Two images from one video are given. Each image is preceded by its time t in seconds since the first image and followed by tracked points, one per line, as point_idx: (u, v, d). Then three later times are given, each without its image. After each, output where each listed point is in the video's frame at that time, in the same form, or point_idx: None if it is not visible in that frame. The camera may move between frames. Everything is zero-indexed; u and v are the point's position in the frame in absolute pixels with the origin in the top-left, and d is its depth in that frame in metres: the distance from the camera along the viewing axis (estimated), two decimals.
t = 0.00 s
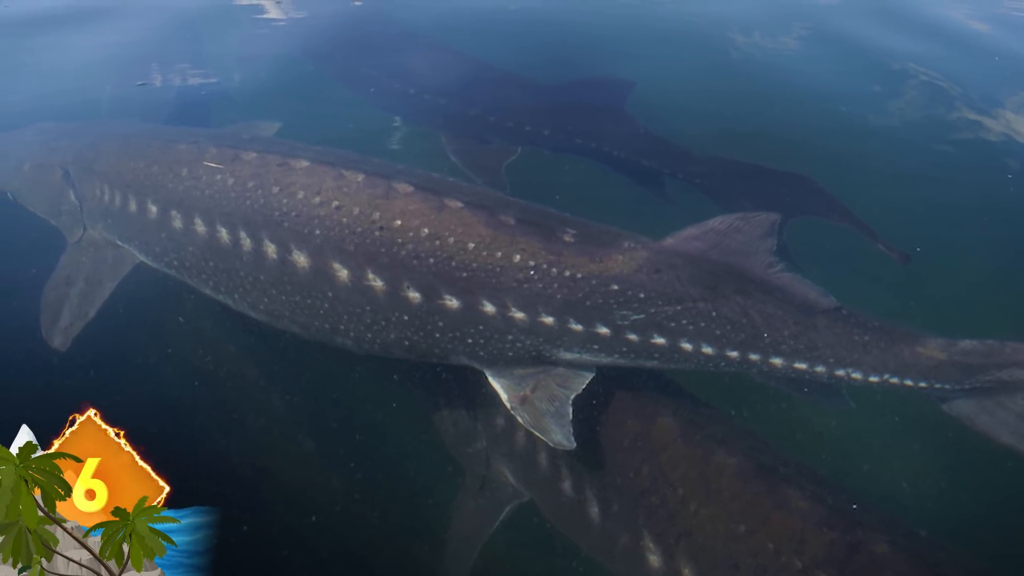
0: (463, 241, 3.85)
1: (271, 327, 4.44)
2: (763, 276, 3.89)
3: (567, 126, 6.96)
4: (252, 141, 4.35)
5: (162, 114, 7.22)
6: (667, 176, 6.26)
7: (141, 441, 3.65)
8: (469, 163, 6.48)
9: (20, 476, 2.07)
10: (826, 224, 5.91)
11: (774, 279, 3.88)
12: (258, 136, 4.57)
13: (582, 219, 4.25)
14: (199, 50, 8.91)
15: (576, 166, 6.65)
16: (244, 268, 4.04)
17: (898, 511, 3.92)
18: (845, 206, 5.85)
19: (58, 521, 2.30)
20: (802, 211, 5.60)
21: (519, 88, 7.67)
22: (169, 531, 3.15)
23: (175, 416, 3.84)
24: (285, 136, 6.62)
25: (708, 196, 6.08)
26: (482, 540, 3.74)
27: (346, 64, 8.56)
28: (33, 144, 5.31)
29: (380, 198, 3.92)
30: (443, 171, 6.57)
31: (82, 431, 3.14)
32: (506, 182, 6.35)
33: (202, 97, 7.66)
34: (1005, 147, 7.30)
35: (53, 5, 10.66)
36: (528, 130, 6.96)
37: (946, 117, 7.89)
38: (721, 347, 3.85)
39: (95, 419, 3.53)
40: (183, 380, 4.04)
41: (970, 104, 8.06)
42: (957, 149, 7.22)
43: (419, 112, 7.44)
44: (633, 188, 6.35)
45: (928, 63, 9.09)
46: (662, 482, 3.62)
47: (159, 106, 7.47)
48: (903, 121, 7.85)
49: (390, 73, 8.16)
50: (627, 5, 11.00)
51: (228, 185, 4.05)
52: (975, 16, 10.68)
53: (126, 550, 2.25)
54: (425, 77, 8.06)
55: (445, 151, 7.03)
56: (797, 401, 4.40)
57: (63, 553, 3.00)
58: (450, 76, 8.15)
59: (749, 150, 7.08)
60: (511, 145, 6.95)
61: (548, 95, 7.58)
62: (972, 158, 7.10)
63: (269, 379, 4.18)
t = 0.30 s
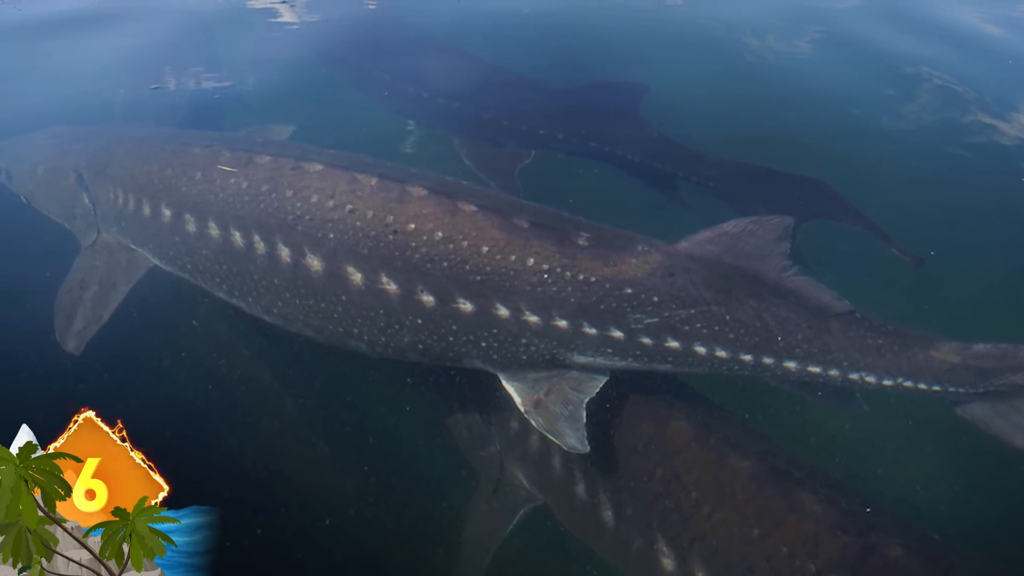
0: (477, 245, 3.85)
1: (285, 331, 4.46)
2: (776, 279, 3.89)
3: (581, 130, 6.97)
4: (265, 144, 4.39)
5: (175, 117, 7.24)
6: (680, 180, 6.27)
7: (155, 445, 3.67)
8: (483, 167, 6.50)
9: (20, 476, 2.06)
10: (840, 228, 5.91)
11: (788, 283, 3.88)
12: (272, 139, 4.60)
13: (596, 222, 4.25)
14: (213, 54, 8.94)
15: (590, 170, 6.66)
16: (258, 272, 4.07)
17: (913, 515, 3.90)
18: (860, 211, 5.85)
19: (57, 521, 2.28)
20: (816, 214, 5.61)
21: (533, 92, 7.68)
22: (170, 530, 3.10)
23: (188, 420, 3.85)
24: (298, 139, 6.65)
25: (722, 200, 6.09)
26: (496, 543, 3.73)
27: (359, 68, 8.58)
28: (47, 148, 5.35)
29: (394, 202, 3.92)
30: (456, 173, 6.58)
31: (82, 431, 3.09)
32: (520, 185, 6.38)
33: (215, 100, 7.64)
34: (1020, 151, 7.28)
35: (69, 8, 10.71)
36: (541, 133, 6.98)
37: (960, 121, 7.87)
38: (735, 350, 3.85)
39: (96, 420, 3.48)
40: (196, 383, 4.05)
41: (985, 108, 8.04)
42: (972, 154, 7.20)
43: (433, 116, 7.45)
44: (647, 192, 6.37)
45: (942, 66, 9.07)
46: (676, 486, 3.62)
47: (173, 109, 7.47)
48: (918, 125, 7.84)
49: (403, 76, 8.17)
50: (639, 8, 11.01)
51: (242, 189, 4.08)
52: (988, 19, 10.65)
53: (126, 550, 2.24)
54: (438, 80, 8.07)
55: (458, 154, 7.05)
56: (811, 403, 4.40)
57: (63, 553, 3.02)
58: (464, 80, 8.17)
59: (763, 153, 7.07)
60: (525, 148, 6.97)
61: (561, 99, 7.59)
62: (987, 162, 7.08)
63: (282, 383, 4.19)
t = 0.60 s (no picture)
0: (491, 249, 3.85)
1: (300, 335, 4.48)
2: (790, 283, 3.88)
3: (594, 133, 6.99)
4: (278, 148, 4.42)
5: (188, 121, 7.27)
6: (694, 183, 6.28)
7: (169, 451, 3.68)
8: (497, 171, 6.53)
9: (20, 476, 2.04)
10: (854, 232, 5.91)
11: (802, 287, 3.86)
12: (285, 143, 4.62)
13: (609, 225, 4.24)
14: (226, 57, 8.97)
15: (604, 174, 6.71)
16: (272, 275, 4.08)
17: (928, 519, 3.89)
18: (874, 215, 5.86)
19: (58, 520, 2.26)
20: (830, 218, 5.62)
21: (546, 95, 7.68)
22: (170, 530, 3.09)
23: (202, 424, 3.87)
24: (311, 143, 6.66)
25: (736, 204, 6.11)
26: (510, 547, 3.73)
27: (372, 71, 8.59)
28: (61, 153, 5.39)
29: (407, 205, 3.92)
30: (470, 177, 6.63)
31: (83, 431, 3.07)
32: (534, 189, 6.42)
33: (229, 104, 7.69)
34: None
35: (83, 11, 10.74)
36: (555, 137, 7.00)
37: (974, 124, 7.87)
38: (749, 354, 3.85)
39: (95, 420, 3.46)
40: (210, 388, 4.07)
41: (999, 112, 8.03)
42: (987, 158, 7.20)
43: (446, 119, 7.47)
44: (660, 196, 6.41)
45: (956, 69, 9.06)
46: (689, 489, 3.61)
47: (186, 112, 7.50)
48: (931, 129, 7.84)
49: (417, 80, 8.16)
50: (652, 12, 11.01)
51: (257, 193, 4.10)
52: (1002, 23, 10.59)
53: (126, 550, 2.22)
54: (451, 83, 8.08)
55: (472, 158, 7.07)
56: (824, 407, 4.41)
57: (63, 553, 3.07)
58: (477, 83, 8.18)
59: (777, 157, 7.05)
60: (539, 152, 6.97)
61: (575, 102, 7.59)
62: (1002, 166, 7.08)
63: (296, 387, 4.20)
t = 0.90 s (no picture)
0: (505, 252, 3.85)
1: (313, 338, 4.50)
2: (804, 286, 3.89)
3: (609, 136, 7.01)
4: (292, 151, 4.44)
5: (202, 124, 7.32)
6: (708, 187, 6.31)
7: (183, 455, 3.70)
8: (512, 174, 6.57)
9: (21, 476, 2.06)
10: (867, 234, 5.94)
11: (816, 290, 3.87)
12: (298, 146, 4.65)
13: (623, 229, 4.24)
14: (240, 60, 9.02)
15: (618, 177, 6.75)
16: (286, 279, 4.13)
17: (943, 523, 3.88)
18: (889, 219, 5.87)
19: (58, 520, 2.28)
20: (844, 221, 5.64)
21: (560, 98, 7.70)
22: (170, 530, 3.08)
23: (216, 428, 3.89)
24: (325, 147, 6.69)
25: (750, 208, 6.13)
26: (523, 551, 3.73)
27: (386, 74, 8.62)
28: (74, 155, 5.43)
29: (421, 209, 3.94)
30: (485, 181, 6.67)
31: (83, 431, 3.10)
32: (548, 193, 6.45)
33: (243, 108, 7.71)
34: None
35: (98, 15, 10.76)
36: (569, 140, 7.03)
37: (989, 128, 7.87)
38: (763, 357, 3.85)
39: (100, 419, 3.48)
40: (224, 391, 4.09)
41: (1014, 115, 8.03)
42: (1003, 161, 7.22)
43: (460, 122, 7.51)
44: (674, 199, 6.44)
45: (970, 73, 9.06)
46: (703, 493, 3.60)
47: (201, 116, 7.54)
48: (946, 133, 7.85)
49: (433, 83, 8.19)
50: (666, 14, 11.03)
51: (270, 197, 4.11)
52: (1017, 26, 10.57)
53: (125, 550, 2.23)
54: (465, 86, 8.11)
55: (487, 161, 7.11)
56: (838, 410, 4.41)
57: (63, 553, 3.06)
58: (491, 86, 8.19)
59: (790, 160, 7.06)
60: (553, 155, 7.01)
61: (589, 105, 7.60)
62: (1018, 170, 7.09)
63: (310, 390, 4.21)
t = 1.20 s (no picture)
0: (519, 256, 3.86)
1: (327, 341, 4.52)
2: (817, 290, 3.89)
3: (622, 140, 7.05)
4: (305, 154, 4.54)
5: (216, 127, 7.38)
6: (722, 191, 6.33)
7: (197, 458, 3.73)
8: (526, 178, 6.61)
9: (21, 476, 2.06)
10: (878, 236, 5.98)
11: (829, 293, 3.87)
12: (311, 150, 4.74)
13: (637, 232, 4.25)
14: (255, 65, 9.07)
15: (631, 181, 6.77)
16: (299, 282, 4.18)
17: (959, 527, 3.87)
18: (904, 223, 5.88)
19: (58, 520, 2.29)
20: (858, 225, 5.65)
21: (573, 101, 7.72)
22: (169, 530, 3.12)
23: (230, 431, 3.91)
24: (338, 150, 6.73)
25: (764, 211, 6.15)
26: (537, 554, 3.71)
27: (400, 77, 8.68)
28: (89, 159, 5.49)
29: (435, 212, 3.96)
30: (499, 185, 6.71)
31: (83, 431, 3.08)
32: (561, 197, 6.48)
33: (258, 112, 7.71)
34: None
35: (112, 18, 10.80)
36: (583, 144, 7.09)
37: (1004, 132, 7.88)
38: (776, 360, 3.85)
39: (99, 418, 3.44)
40: (237, 394, 4.12)
41: None
42: (1018, 165, 7.23)
43: (474, 126, 7.61)
44: (688, 203, 6.47)
45: (985, 76, 9.06)
46: (717, 496, 3.58)
47: (215, 119, 7.61)
48: (960, 136, 7.87)
49: (446, 87, 8.21)
50: (679, 18, 11.04)
51: (284, 200, 4.20)
52: None
53: (125, 550, 2.23)
54: (479, 90, 8.15)
55: (499, 164, 7.10)
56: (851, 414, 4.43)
57: (63, 553, 3.06)
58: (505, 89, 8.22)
59: (804, 164, 7.09)
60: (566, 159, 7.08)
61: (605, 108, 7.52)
62: None
63: (324, 394, 4.23)
